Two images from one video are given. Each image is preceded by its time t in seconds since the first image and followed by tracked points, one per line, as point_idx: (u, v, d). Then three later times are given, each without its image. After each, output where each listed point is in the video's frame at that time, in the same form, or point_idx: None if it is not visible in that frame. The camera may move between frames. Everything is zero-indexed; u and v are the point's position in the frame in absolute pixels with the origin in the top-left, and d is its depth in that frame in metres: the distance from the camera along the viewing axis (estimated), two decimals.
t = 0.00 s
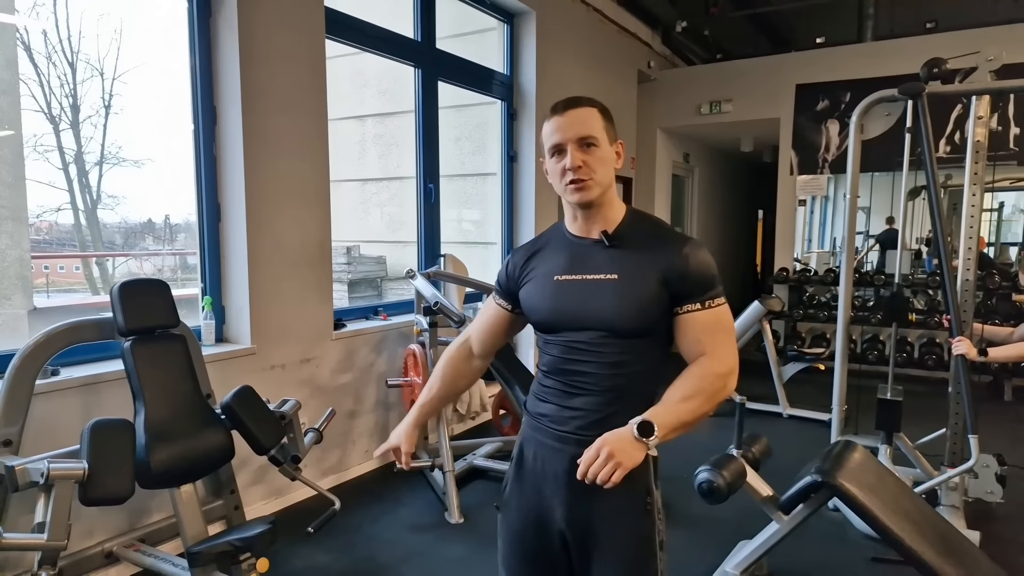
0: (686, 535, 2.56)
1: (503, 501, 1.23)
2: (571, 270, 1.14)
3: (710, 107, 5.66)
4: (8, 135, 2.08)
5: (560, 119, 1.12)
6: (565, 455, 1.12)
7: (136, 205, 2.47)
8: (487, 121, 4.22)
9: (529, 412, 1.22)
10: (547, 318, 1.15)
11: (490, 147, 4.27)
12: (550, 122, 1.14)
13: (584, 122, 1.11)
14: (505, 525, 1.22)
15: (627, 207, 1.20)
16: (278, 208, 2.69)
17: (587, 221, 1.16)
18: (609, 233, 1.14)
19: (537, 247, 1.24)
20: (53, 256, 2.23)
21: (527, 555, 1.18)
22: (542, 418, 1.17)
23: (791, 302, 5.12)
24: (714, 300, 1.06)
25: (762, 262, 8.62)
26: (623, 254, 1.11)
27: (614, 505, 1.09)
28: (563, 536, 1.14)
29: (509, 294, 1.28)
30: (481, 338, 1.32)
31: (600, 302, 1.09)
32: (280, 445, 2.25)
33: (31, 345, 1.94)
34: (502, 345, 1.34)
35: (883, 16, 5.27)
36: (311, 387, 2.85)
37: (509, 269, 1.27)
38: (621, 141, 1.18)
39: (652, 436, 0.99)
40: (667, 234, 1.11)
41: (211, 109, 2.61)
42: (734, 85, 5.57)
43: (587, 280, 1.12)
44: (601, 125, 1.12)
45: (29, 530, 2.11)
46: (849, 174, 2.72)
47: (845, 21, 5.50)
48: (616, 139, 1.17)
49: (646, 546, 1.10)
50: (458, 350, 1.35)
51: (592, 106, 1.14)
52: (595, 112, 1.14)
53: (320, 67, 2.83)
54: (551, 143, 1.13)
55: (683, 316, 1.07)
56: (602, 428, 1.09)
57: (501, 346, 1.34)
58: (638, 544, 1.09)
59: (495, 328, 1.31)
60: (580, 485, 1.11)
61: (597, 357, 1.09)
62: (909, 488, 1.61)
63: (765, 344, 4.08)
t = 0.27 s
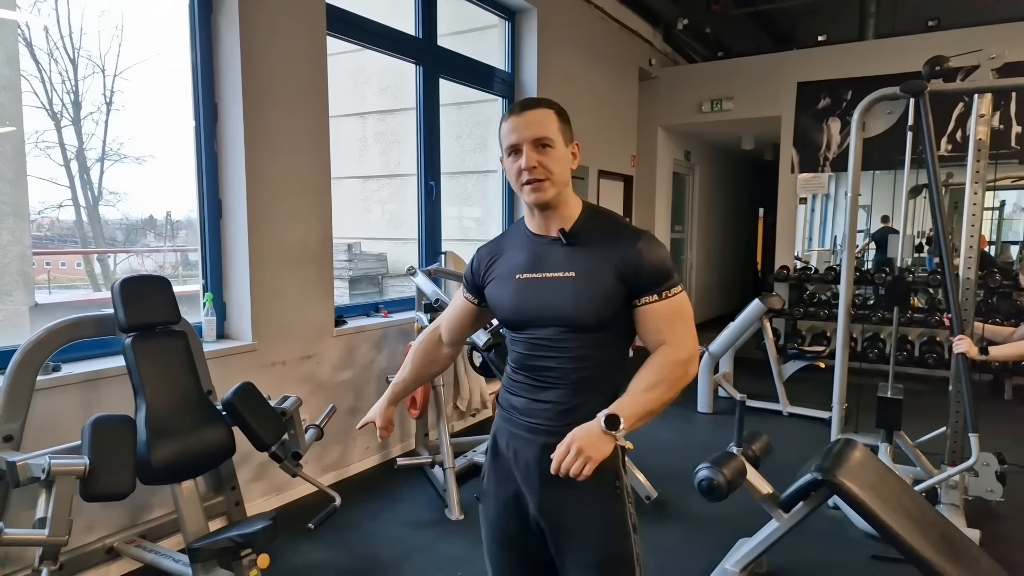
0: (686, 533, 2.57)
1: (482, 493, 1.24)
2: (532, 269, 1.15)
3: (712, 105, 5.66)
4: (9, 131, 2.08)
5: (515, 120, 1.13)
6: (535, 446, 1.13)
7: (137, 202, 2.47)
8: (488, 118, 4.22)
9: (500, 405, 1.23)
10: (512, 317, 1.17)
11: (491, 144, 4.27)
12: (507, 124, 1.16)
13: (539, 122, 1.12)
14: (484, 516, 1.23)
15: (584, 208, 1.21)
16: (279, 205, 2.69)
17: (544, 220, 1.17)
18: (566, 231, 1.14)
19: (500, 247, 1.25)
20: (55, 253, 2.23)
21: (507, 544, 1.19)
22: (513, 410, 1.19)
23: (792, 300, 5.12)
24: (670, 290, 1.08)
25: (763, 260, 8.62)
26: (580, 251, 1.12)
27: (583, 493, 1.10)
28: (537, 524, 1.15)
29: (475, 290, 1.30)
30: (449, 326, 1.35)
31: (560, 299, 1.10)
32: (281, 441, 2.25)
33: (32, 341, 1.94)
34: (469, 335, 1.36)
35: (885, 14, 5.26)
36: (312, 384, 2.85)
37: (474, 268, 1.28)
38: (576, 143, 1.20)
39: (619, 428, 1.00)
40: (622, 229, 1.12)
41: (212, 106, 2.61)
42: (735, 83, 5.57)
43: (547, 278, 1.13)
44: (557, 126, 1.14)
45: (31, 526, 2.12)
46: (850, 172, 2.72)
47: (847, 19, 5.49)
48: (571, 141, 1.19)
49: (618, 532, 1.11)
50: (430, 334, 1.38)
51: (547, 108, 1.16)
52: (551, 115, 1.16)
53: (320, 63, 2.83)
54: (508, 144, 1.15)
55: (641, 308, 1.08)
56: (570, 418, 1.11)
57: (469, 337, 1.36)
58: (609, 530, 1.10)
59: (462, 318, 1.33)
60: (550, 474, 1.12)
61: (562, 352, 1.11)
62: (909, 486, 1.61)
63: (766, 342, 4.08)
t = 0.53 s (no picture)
0: (686, 533, 2.57)
1: (472, 489, 1.24)
2: (511, 269, 1.15)
3: (713, 104, 5.66)
4: (12, 129, 2.09)
5: (492, 123, 1.12)
6: (521, 439, 1.13)
7: (139, 199, 2.48)
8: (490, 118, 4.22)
9: (486, 401, 1.23)
10: (494, 317, 1.17)
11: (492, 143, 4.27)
12: (484, 127, 1.14)
13: (516, 126, 1.12)
14: (475, 510, 1.24)
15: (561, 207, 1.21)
16: (280, 203, 2.69)
17: (523, 221, 1.17)
18: (545, 232, 1.14)
19: (477, 249, 1.25)
20: (57, 250, 2.24)
21: (499, 538, 1.19)
22: (498, 405, 1.19)
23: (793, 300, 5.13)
24: (645, 286, 1.10)
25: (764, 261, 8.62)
26: (559, 250, 1.12)
27: (569, 484, 1.10)
28: (526, 517, 1.15)
29: (457, 291, 1.30)
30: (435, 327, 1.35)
31: (540, 298, 1.11)
32: (282, 439, 2.26)
33: (34, 337, 1.95)
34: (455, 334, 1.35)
35: (886, 15, 5.26)
36: (313, 382, 2.85)
37: (454, 269, 1.28)
38: (552, 145, 1.20)
39: (599, 416, 1.01)
40: (598, 228, 1.14)
41: (214, 104, 2.62)
42: (737, 83, 5.57)
43: (526, 277, 1.13)
44: (533, 128, 1.14)
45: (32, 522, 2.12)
46: (852, 172, 2.71)
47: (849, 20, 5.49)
48: (548, 143, 1.18)
49: (606, 521, 1.11)
50: (417, 337, 1.38)
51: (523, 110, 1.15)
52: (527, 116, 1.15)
53: (323, 62, 2.84)
54: (485, 146, 1.13)
55: (618, 304, 1.10)
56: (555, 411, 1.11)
57: (454, 338, 1.36)
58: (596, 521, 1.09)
59: (447, 318, 1.33)
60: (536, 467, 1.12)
61: (545, 349, 1.11)
62: (909, 486, 1.61)
63: (767, 342, 4.08)
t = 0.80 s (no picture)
0: (687, 532, 2.57)
1: (466, 486, 1.24)
2: (504, 268, 1.15)
3: (715, 104, 5.67)
4: (13, 126, 2.09)
5: (474, 130, 1.12)
6: (515, 436, 1.12)
7: (140, 197, 2.48)
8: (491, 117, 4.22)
9: (478, 398, 1.22)
10: (488, 315, 1.16)
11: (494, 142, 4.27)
12: (467, 135, 1.15)
13: (498, 131, 1.11)
14: (469, 506, 1.23)
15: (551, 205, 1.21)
16: (281, 201, 2.69)
17: (513, 223, 1.17)
18: (536, 231, 1.15)
19: (471, 247, 1.24)
20: (57, 247, 2.24)
21: (494, 533, 1.19)
22: (491, 402, 1.18)
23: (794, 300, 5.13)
24: (635, 283, 1.11)
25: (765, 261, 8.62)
26: (551, 248, 1.12)
27: (563, 480, 1.09)
28: (520, 512, 1.15)
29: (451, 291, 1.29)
30: (431, 329, 1.34)
31: (532, 295, 1.11)
32: (282, 437, 2.25)
33: (35, 335, 1.94)
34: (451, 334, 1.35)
35: (888, 15, 5.26)
36: (313, 380, 2.85)
37: (447, 267, 1.28)
38: (537, 147, 1.19)
39: (597, 412, 1.01)
40: (591, 227, 1.14)
41: (216, 102, 2.61)
42: (738, 82, 5.57)
43: (519, 275, 1.13)
44: (515, 133, 1.13)
45: (33, 520, 2.12)
46: (853, 173, 2.71)
47: (851, 20, 5.49)
48: (533, 146, 1.18)
49: (599, 514, 1.11)
50: (410, 341, 1.35)
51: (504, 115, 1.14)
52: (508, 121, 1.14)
53: (324, 60, 2.83)
54: (469, 153, 1.14)
55: (610, 301, 1.10)
56: (549, 408, 1.11)
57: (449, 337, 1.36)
58: (590, 514, 1.10)
59: (444, 319, 1.32)
60: (531, 463, 1.11)
61: (539, 345, 1.11)
62: (910, 487, 1.61)
63: (767, 342, 4.08)
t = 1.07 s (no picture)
0: (687, 532, 2.57)
1: (467, 482, 1.24)
2: (497, 267, 1.17)
3: (715, 105, 5.67)
4: (14, 125, 2.09)
5: (440, 173, 1.12)
6: (513, 431, 1.13)
7: (140, 197, 2.47)
8: (492, 116, 4.22)
9: (480, 395, 1.23)
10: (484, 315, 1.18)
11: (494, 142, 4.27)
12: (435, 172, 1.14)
13: (459, 167, 1.09)
14: (469, 503, 1.23)
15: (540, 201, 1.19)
16: (281, 201, 2.69)
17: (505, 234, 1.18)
18: (528, 232, 1.15)
19: (470, 248, 1.26)
20: (57, 247, 2.23)
21: (493, 530, 1.19)
22: (491, 398, 1.19)
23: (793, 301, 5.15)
24: (630, 275, 1.09)
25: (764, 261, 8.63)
26: (542, 246, 1.13)
27: (560, 476, 1.09)
28: (519, 509, 1.15)
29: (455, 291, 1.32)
30: (441, 319, 1.36)
31: (525, 293, 1.12)
32: (282, 437, 2.25)
33: (35, 335, 1.94)
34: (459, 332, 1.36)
35: (888, 16, 5.27)
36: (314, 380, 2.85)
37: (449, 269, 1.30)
38: (503, 155, 1.15)
39: (588, 404, 1.01)
40: (581, 222, 1.14)
41: (217, 101, 2.61)
42: (737, 83, 5.58)
43: (512, 274, 1.14)
44: (477, 162, 1.10)
45: (33, 520, 2.12)
46: (853, 173, 2.72)
47: (851, 21, 5.50)
48: (499, 157, 1.14)
49: (598, 512, 1.10)
50: (424, 329, 1.37)
51: (462, 144, 1.11)
52: (468, 148, 1.11)
53: (325, 59, 2.83)
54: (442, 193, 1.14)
55: (605, 295, 1.09)
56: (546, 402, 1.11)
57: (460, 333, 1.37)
58: (587, 511, 1.09)
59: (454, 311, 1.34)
60: (529, 459, 1.11)
61: (534, 342, 1.12)
62: (909, 486, 1.61)
63: (767, 342, 4.08)
